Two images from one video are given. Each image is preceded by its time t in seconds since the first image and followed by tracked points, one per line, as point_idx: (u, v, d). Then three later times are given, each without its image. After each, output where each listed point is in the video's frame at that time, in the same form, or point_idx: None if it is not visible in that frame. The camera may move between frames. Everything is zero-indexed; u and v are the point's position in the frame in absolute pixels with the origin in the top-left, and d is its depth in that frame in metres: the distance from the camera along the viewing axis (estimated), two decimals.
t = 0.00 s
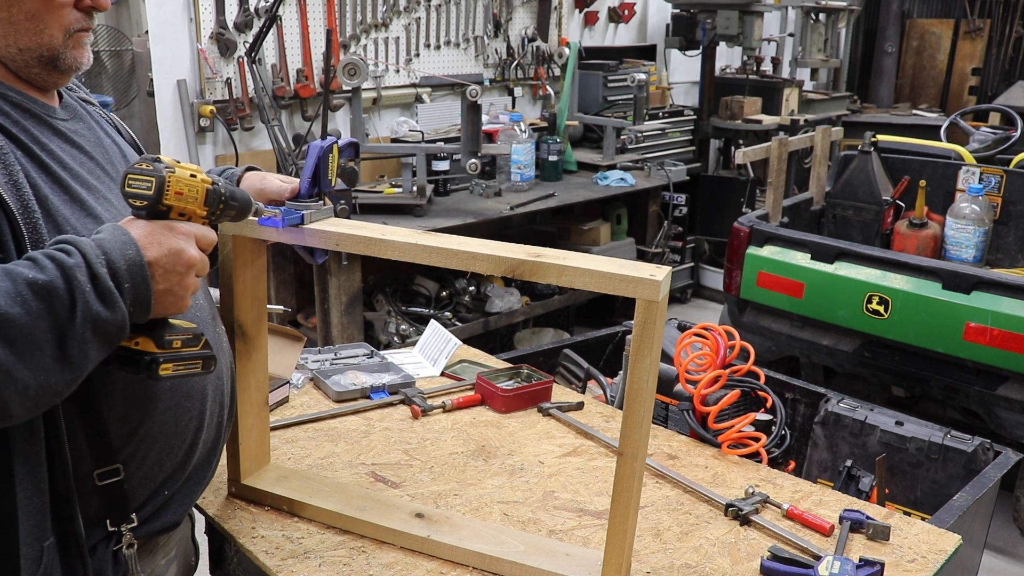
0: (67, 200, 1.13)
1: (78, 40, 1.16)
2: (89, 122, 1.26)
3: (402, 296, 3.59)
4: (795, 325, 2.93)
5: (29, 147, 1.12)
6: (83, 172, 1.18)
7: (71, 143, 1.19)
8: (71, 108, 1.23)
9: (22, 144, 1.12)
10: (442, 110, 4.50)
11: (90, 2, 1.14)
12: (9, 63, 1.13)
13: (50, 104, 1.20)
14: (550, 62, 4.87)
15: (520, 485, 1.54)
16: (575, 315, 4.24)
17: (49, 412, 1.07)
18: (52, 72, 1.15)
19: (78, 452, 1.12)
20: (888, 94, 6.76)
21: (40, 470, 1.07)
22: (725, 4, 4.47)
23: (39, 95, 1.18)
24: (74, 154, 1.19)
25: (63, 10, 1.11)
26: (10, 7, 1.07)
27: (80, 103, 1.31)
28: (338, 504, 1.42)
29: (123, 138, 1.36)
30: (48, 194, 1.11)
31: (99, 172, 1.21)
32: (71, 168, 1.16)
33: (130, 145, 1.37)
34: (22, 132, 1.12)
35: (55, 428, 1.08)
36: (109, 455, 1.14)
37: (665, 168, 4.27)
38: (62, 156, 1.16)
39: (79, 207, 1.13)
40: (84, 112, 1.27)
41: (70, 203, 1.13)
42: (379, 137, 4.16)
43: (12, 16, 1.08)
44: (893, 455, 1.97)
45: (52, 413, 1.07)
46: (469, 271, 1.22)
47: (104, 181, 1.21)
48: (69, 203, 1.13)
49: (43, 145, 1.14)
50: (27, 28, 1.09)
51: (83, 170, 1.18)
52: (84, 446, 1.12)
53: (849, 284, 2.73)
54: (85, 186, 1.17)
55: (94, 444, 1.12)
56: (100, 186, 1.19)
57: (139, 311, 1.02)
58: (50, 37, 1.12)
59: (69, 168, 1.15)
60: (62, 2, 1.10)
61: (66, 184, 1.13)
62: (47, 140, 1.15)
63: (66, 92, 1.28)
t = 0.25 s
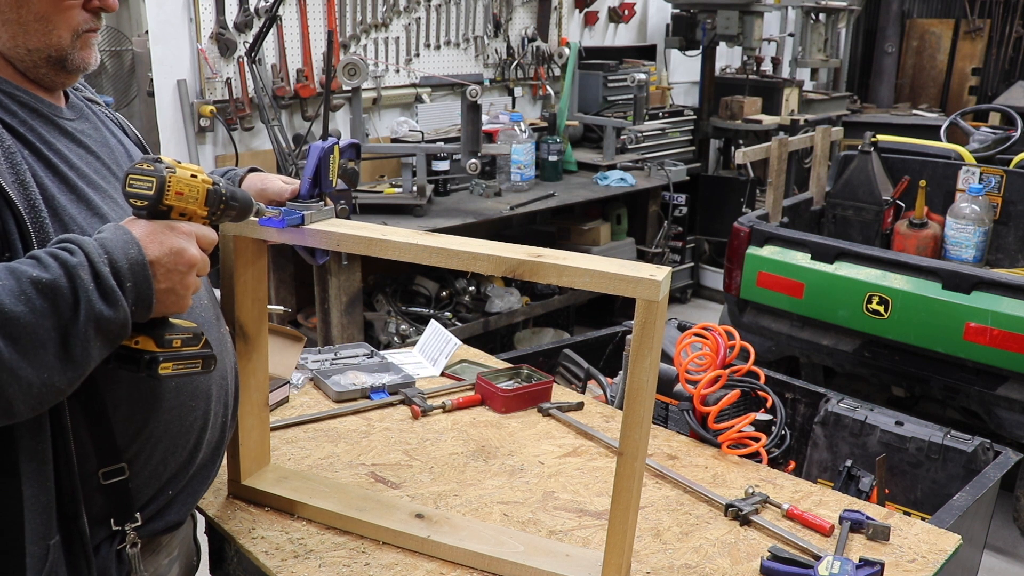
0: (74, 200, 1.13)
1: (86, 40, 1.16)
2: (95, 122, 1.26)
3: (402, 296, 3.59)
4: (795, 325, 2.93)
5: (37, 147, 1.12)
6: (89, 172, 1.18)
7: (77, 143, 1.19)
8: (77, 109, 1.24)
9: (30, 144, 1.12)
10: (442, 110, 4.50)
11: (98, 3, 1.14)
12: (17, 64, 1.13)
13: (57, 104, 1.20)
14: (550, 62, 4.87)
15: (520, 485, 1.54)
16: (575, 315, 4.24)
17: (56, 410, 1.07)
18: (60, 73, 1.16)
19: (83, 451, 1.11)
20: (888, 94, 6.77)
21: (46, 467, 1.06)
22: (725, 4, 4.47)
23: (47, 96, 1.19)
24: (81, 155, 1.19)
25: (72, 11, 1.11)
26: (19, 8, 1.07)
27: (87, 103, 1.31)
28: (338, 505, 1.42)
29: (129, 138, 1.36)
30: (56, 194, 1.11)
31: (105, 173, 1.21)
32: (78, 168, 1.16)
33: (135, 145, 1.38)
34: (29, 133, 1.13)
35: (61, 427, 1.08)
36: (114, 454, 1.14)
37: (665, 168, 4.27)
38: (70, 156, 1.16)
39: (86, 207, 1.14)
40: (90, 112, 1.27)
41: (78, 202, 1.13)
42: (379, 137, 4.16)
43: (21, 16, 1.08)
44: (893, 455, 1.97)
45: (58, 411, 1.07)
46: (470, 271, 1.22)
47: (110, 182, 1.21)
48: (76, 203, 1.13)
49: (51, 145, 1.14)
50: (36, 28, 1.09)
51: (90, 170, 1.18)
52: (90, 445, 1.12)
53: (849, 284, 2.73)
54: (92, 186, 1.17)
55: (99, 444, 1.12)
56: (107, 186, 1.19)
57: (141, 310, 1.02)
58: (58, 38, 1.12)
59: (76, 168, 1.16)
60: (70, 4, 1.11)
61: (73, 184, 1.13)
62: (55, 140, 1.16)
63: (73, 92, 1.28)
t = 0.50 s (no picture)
0: (78, 199, 1.13)
1: (90, 40, 1.16)
2: (98, 122, 1.26)
3: (402, 296, 3.59)
4: (795, 325, 2.93)
5: (40, 146, 1.12)
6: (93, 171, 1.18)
7: (81, 142, 1.19)
8: (80, 109, 1.24)
9: (33, 143, 1.12)
10: (442, 110, 4.50)
11: (101, 3, 1.14)
12: (21, 64, 1.13)
13: (60, 104, 1.20)
14: (550, 62, 4.87)
15: (520, 485, 1.54)
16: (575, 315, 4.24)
17: (60, 408, 1.07)
18: (63, 73, 1.15)
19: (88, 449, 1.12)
20: (888, 94, 6.77)
21: (51, 466, 1.06)
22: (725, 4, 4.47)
23: (50, 96, 1.19)
24: (84, 154, 1.19)
25: (75, 11, 1.11)
26: (22, 8, 1.07)
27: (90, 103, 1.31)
28: (338, 505, 1.42)
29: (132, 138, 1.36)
30: (60, 193, 1.11)
31: (109, 172, 1.21)
32: (82, 167, 1.16)
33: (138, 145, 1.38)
34: (33, 131, 1.13)
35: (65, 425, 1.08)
36: (118, 453, 1.15)
37: (665, 168, 4.26)
38: (73, 155, 1.16)
39: (90, 206, 1.14)
40: (93, 112, 1.27)
41: (82, 201, 1.13)
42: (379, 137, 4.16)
43: (24, 16, 1.08)
44: (893, 455, 1.97)
45: (63, 411, 1.08)
46: (470, 271, 1.22)
47: (113, 181, 1.21)
48: (80, 201, 1.13)
49: (55, 144, 1.14)
50: (40, 28, 1.09)
51: (93, 169, 1.18)
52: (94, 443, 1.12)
53: (849, 284, 2.73)
54: (95, 184, 1.17)
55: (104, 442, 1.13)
56: (110, 185, 1.19)
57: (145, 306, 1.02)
58: (62, 38, 1.12)
59: (80, 167, 1.16)
60: (74, 4, 1.10)
61: (77, 183, 1.13)
62: (58, 139, 1.16)
63: (76, 92, 1.28)
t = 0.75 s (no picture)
0: (80, 198, 1.13)
1: (90, 40, 1.16)
2: (99, 122, 1.26)
3: (402, 296, 3.59)
4: (795, 325, 2.93)
5: (43, 146, 1.12)
6: (94, 171, 1.18)
7: (82, 143, 1.19)
8: (80, 109, 1.23)
9: (35, 143, 1.12)
10: (442, 110, 4.50)
11: (102, 4, 1.13)
12: (22, 64, 1.13)
13: (60, 105, 1.20)
14: (550, 62, 4.87)
15: (520, 485, 1.54)
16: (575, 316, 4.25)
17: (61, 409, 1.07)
18: (64, 73, 1.15)
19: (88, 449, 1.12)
20: (888, 94, 6.78)
21: (53, 465, 1.06)
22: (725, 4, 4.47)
23: (50, 96, 1.18)
24: (86, 153, 1.19)
25: (76, 11, 1.11)
26: (23, 9, 1.07)
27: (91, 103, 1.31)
28: (338, 505, 1.42)
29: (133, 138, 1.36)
30: (61, 192, 1.11)
31: (111, 173, 1.21)
32: (83, 167, 1.16)
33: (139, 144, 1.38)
34: (34, 131, 1.13)
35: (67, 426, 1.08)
36: (120, 453, 1.14)
37: (665, 168, 4.26)
38: (75, 155, 1.16)
39: (92, 206, 1.13)
40: (94, 112, 1.27)
41: (83, 201, 1.13)
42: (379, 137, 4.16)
43: (25, 17, 1.08)
44: (893, 455, 1.97)
45: (64, 410, 1.07)
46: (470, 271, 1.22)
47: (115, 181, 1.21)
48: (81, 200, 1.13)
49: (57, 144, 1.14)
50: (41, 29, 1.09)
51: (95, 169, 1.18)
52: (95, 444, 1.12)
53: (849, 284, 2.73)
54: (97, 184, 1.17)
55: (105, 442, 1.13)
56: (112, 185, 1.19)
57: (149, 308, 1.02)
58: (62, 38, 1.11)
59: (82, 168, 1.16)
60: (74, 4, 1.10)
61: (78, 182, 1.13)
62: (60, 139, 1.16)
63: (76, 92, 1.28)
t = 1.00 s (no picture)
0: (80, 197, 1.13)
1: (89, 40, 1.16)
2: (98, 122, 1.26)
3: (402, 296, 3.59)
4: (795, 325, 2.93)
5: (43, 145, 1.12)
6: (94, 170, 1.18)
7: (81, 142, 1.19)
8: (79, 108, 1.24)
9: (34, 142, 1.12)
10: (442, 110, 4.50)
11: (100, 2, 1.13)
12: (21, 64, 1.13)
13: (59, 104, 1.20)
14: (550, 62, 4.87)
15: (520, 485, 1.54)
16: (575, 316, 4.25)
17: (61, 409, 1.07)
18: (63, 72, 1.15)
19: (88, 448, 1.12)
20: (888, 94, 6.78)
21: (53, 466, 1.06)
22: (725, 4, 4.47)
23: (49, 96, 1.19)
24: (85, 152, 1.19)
25: (73, 10, 1.11)
26: (21, 8, 1.07)
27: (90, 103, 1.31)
28: (338, 505, 1.42)
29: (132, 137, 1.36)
30: (61, 191, 1.11)
31: (110, 173, 1.21)
32: (83, 166, 1.16)
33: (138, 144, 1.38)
34: (33, 131, 1.13)
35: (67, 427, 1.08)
36: (118, 453, 1.14)
37: (665, 168, 4.26)
38: (75, 154, 1.16)
39: (92, 205, 1.13)
40: (93, 112, 1.27)
41: (83, 200, 1.13)
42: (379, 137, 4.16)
43: (23, 17, 1.08)
44: (893, 455, 1.97)
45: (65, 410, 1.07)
46: (470, 271, 1.22)
47: (115, 181, 1.21)
48: (80, 200, 1.13)
49: (56, 143, 1.15)
50: (39, 28, 1.10)
51: (95, 168, 1.18)
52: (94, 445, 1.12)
53: (849, 284, 2.73)
54: (97, 183, 1.17)
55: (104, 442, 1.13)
56: (112, 185, 1.19)
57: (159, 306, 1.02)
58: (61, 37, 1.12)
59: (83, 167, 1.16)
60: (72, 3, 1.10)
61: (79, 182, 1.13)
62: (60, 138, 1.16)
63: (75, 92, 1.28)
